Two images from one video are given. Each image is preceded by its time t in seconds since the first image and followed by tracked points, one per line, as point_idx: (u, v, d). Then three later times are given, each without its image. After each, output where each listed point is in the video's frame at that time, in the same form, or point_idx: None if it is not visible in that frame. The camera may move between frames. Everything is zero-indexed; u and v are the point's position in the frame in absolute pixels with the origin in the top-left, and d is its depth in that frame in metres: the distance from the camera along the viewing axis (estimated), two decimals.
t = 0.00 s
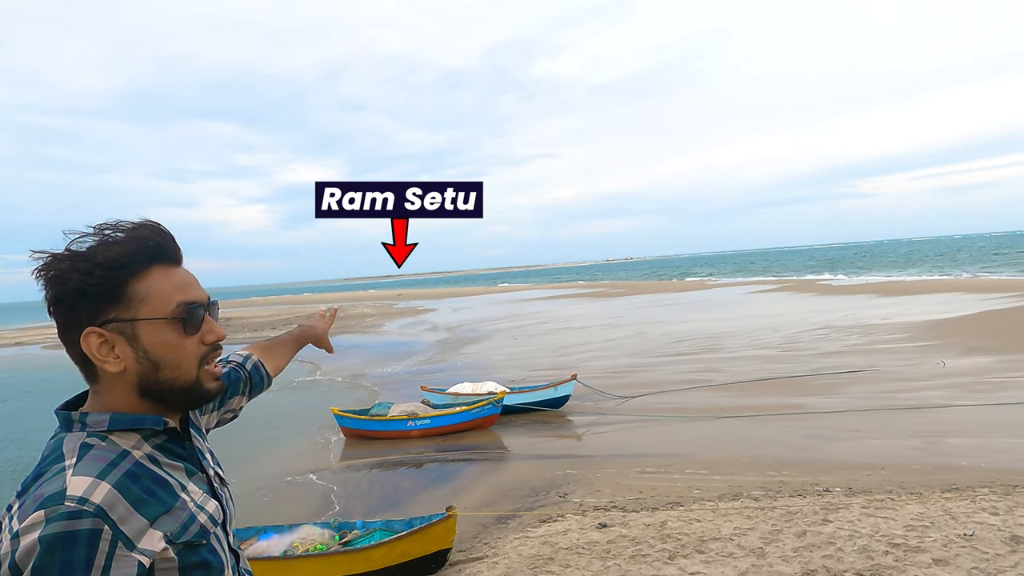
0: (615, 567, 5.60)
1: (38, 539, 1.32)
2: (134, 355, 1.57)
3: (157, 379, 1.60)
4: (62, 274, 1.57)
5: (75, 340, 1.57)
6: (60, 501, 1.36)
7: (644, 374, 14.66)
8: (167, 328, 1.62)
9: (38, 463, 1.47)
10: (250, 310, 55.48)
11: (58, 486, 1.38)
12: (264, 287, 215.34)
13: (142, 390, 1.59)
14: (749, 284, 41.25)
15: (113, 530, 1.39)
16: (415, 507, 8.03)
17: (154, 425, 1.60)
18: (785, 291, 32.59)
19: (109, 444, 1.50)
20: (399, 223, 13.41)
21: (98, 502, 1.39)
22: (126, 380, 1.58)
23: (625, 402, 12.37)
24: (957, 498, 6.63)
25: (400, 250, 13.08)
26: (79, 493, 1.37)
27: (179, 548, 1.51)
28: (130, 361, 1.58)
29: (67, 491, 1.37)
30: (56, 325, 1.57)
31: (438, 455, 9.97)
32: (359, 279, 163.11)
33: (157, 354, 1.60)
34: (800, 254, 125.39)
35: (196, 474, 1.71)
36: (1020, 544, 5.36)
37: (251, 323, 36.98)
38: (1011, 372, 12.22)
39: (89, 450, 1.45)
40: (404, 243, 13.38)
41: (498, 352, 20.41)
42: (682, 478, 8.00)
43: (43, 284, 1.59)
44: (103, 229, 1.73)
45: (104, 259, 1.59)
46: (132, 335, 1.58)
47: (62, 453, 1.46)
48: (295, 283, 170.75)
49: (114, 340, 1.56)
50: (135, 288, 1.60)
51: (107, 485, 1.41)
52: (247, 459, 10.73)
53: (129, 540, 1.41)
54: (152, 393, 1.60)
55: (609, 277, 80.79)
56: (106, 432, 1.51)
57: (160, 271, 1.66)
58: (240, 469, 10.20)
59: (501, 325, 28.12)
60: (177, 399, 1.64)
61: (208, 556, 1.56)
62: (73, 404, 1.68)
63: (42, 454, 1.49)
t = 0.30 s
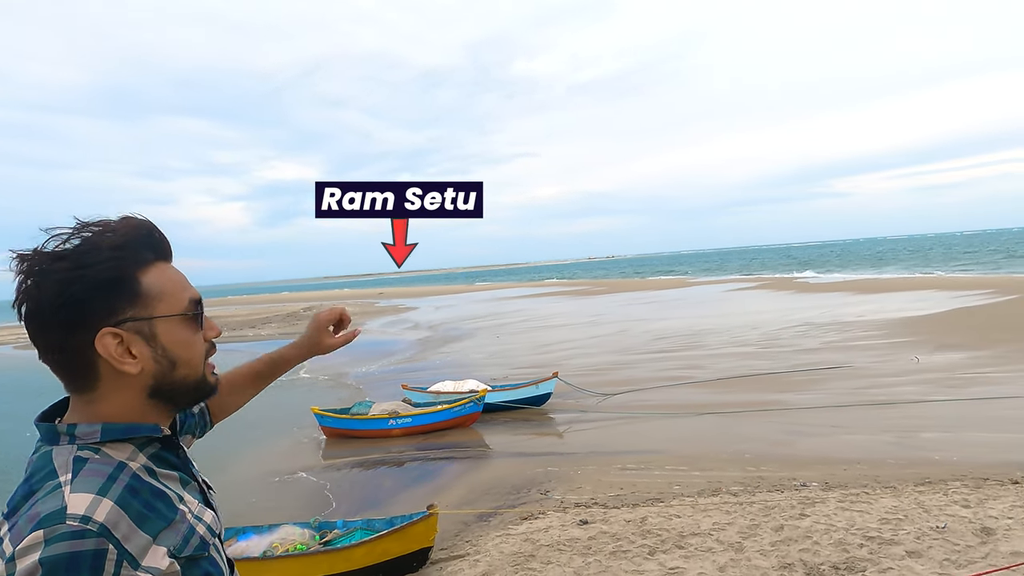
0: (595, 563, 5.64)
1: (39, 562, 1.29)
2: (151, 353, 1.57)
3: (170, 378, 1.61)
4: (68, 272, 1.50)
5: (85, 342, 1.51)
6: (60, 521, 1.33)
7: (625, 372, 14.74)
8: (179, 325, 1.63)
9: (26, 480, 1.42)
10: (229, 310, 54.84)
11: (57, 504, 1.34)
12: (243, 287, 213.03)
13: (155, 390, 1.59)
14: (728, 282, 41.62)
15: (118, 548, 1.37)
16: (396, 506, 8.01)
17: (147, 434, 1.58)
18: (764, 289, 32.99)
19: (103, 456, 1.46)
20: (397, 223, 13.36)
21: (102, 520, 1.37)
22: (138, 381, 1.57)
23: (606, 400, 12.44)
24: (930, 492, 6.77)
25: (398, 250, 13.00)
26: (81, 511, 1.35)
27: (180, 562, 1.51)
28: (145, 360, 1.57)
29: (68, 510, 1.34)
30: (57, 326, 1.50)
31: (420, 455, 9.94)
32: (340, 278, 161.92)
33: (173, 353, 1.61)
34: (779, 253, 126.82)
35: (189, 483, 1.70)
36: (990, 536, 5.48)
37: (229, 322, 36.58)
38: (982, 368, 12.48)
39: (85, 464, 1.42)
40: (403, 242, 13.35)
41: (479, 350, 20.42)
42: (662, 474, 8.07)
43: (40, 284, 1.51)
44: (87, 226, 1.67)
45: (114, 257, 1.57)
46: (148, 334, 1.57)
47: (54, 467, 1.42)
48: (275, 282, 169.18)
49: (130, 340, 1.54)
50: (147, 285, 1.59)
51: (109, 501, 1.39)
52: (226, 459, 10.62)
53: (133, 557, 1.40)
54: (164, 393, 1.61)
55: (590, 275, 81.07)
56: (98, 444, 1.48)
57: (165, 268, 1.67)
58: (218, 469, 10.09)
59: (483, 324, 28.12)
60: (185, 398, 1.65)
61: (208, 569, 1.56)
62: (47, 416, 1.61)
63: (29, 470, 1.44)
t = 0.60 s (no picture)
0: (574, 560, 5.66)
1: (72, 558, 1.28)
2: (178, 344, 1.59)
3: (192, 366, 1.63)
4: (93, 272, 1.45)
5: (117, 339, 1.48)
6: (90, 518, 1.31)
7: (603, 370, 14.80)
8: (193, 315, 1.66)
9: (42, 476, 1.39)
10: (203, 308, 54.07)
11: (84, 501, 1.33)
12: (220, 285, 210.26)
13: (179, 379, 1.61)
14: (704, 280, 41.92)
15: (144, 548, 1.36)
16: (376, 505, 7.97)
17: (162, 429, 1.55)
18: (740, 287, 33.38)
19: (122, 453, 1.43)
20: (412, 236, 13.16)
21: (130, 518, 1.35)
22: (166, 373, 1.58)
23: (584, 397, 12.49)
24: (901, 486, 6.90)
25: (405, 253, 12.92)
26: (110, 509, 1.33)
27: (196, 563, 1.49)
28: (173, 352, 1.58)
29: (97, 507, 1.32)
30: (88, 327, 1.44)
31: (399, 454, 9.90)
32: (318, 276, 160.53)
33: (193, 342, 1.64)
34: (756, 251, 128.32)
35: (194, 484, 1.67)
36: (959, 527, 5.60)
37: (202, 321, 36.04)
38: (951, 364, 12.75)
39: (105, 462, 1.39)
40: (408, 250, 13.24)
41: (457, 349, 20.37)
42: (641, 470, 8.13)
43: (62, 288, 1.43)
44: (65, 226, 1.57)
45: (129, 252, 1.53)
46: (173, 326, 1.58)
47: (73, 463, 1.38)
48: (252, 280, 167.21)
49: (160, 333, 1.55)
50: (164, 279, 1.60)
51: (134, 499, 1.37)
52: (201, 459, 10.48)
53: (157, 557, 1.38)
54: (186, 382, 1.63)
55: (569, 273, 81.26)
56: (114, 440, 1.45)
57: (170, 258, 1.66)
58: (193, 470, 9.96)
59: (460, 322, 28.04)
60: (199, 385, 1.69)
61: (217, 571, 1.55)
62: (44, 418, 1.54)
63: (44, 467, 1.40)
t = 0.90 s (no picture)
0: (550, 559, 5.66)
1: (91, 534, 1.25)
2: (185, 331, 1.61)
3: (197, 352, 1.66)
4: (113, 267, 1.45)
5: (137, 331, 1.49)
6: (105, 496, 1.29)
7: (578, 369, 14.84)
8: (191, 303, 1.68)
9: (52, 461, 1.37)
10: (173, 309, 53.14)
11: (98, 481, 1.30)
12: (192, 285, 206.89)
13: (187, 367, 1.63)
14: (678, 279, 42.27)
15: (158, 523, 1.33)
16: (351, 506, 7.90)
17: (166, 411, 1.52)
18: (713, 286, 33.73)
19: (129, 435, 1.41)
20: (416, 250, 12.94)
21: (144, 495, 1.33)
22: (178, 361, 1.59)
23: (560, 397, 12.52)
24: (871, 480, 7.02)
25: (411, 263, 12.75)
26: (124, 486, 1.31)
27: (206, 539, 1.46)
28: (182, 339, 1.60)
29: (111, 485, 1.30)
30: (111, 322, 1.44)
31: (375, 454, 9.82)
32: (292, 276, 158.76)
33: (194, 329, 1.67)
34: (731, 249, 129.80)
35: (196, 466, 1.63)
36: (926, 521, 5.72)
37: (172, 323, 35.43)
38: (919, 360, 13.01)
39: (115, 444, 1.37)
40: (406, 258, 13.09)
41: (433, 349, 20.28)
42: (617, 469, 8.17)
43: (84, 286, 1.42)
44: (61, 225, 1.53)
45: (136, 246, 1.54)
46: (179, 314, 1.60)
47: (83, 446, 1.36)
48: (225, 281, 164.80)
49: (172, 322, 1.56)
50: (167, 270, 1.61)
51: (147, 476, 1.34)
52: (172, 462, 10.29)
53: (170, 532, 1.36)
54: (191, 370, 1.65)
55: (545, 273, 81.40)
56: (120, 423, 1.42)
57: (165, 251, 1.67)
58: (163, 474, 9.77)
59: (436, 322, 27.94)
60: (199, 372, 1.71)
61: (226, 549, 1.52)
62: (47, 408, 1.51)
63: (53, 452, 1.38)
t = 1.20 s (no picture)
0: (498, 558, 5.68)
1: (73, 527, 1.28)
2: (152, 324, 1.65)
3: (160, 347, 1.69)
4: (89, 257, 1.50)
5: (107, 318, 1.52)
6: (83, 490, 1.32)
7: (527, 368, 14.88)
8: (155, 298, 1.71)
9: (22, 461, 1.40)
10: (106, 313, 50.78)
11: (74, 476, 1.34)
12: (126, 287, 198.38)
13: (150, 359, 1.65)
14: (625, 278, 42.81)
15: (134, 514, 1.36)
16: (296, 512, 7.76)
17: (131, 403, 1.55)
18: (659, 284, 34.28)
19: (97, 431, 1.44)
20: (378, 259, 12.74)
21: (118, 487, 1.36)
22: (143, 352, 1.62)
23: (509, 396, 12.55)
24: (807, 470, 7.30)
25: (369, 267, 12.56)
26: (99, 480, 1.34)
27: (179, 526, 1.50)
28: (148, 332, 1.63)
29: (87, 480, 1.33)
30: (84, 310, 1.48)
31: (320, 458, 9.64)
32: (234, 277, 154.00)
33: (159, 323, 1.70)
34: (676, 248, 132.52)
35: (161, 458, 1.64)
36: (858, 508, 5.99)
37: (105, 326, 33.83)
38: (851, 355, 13.58)
39: (84, 440, 1.40)
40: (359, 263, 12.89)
41: (380, 350, 19.99)
42: (565, 466, 8.25)
43: (57, 272, 1.45)
44: (33, 218, 1.56)
45: (108, 241, 1.59)
46: (145, 307, 1.64)
47: (53, 444, 1.39)
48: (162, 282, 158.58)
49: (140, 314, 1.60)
50: (136, 265, 1.65)
51: (120, 469, 1.38)
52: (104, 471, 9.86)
53: (146, 521, 1.39)
54: (154, 363, 1.67)
55: (494, 272, 81.26)
56: (86, 419, 1.45)
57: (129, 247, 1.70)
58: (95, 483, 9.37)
59: (384, 322, 27.54)
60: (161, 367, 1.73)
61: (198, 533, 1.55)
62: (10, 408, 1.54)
63: (22, 451, 1.41)
